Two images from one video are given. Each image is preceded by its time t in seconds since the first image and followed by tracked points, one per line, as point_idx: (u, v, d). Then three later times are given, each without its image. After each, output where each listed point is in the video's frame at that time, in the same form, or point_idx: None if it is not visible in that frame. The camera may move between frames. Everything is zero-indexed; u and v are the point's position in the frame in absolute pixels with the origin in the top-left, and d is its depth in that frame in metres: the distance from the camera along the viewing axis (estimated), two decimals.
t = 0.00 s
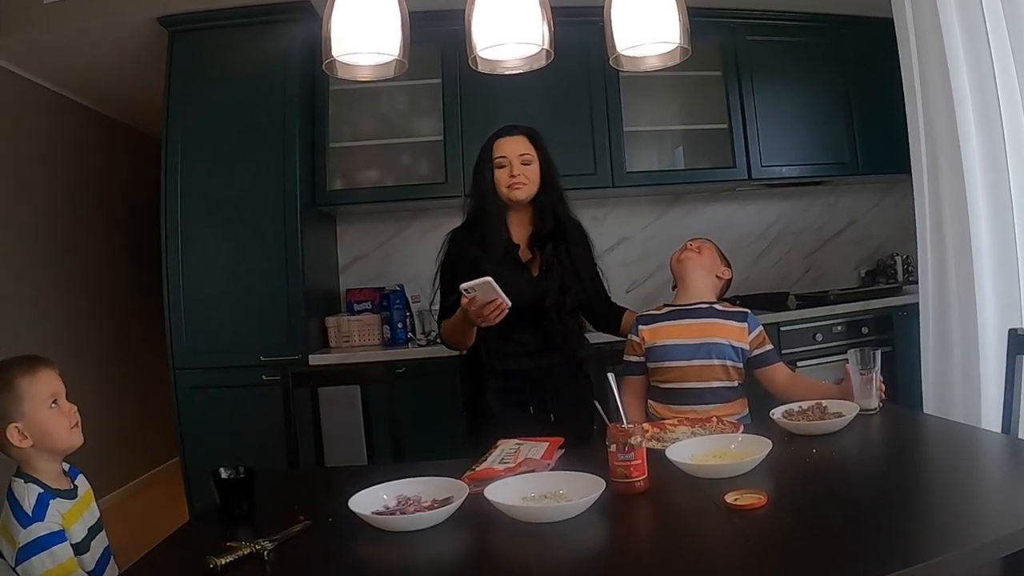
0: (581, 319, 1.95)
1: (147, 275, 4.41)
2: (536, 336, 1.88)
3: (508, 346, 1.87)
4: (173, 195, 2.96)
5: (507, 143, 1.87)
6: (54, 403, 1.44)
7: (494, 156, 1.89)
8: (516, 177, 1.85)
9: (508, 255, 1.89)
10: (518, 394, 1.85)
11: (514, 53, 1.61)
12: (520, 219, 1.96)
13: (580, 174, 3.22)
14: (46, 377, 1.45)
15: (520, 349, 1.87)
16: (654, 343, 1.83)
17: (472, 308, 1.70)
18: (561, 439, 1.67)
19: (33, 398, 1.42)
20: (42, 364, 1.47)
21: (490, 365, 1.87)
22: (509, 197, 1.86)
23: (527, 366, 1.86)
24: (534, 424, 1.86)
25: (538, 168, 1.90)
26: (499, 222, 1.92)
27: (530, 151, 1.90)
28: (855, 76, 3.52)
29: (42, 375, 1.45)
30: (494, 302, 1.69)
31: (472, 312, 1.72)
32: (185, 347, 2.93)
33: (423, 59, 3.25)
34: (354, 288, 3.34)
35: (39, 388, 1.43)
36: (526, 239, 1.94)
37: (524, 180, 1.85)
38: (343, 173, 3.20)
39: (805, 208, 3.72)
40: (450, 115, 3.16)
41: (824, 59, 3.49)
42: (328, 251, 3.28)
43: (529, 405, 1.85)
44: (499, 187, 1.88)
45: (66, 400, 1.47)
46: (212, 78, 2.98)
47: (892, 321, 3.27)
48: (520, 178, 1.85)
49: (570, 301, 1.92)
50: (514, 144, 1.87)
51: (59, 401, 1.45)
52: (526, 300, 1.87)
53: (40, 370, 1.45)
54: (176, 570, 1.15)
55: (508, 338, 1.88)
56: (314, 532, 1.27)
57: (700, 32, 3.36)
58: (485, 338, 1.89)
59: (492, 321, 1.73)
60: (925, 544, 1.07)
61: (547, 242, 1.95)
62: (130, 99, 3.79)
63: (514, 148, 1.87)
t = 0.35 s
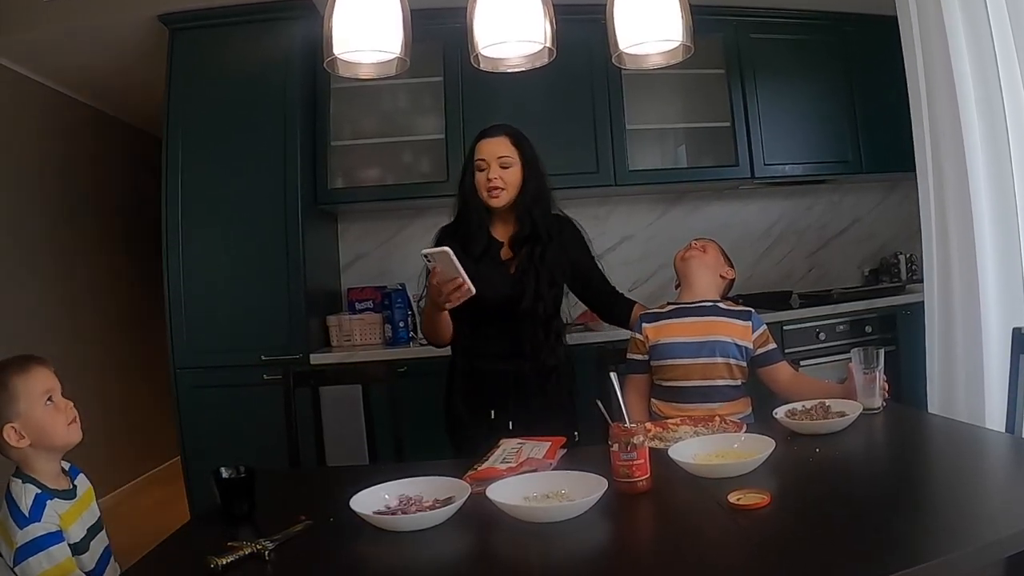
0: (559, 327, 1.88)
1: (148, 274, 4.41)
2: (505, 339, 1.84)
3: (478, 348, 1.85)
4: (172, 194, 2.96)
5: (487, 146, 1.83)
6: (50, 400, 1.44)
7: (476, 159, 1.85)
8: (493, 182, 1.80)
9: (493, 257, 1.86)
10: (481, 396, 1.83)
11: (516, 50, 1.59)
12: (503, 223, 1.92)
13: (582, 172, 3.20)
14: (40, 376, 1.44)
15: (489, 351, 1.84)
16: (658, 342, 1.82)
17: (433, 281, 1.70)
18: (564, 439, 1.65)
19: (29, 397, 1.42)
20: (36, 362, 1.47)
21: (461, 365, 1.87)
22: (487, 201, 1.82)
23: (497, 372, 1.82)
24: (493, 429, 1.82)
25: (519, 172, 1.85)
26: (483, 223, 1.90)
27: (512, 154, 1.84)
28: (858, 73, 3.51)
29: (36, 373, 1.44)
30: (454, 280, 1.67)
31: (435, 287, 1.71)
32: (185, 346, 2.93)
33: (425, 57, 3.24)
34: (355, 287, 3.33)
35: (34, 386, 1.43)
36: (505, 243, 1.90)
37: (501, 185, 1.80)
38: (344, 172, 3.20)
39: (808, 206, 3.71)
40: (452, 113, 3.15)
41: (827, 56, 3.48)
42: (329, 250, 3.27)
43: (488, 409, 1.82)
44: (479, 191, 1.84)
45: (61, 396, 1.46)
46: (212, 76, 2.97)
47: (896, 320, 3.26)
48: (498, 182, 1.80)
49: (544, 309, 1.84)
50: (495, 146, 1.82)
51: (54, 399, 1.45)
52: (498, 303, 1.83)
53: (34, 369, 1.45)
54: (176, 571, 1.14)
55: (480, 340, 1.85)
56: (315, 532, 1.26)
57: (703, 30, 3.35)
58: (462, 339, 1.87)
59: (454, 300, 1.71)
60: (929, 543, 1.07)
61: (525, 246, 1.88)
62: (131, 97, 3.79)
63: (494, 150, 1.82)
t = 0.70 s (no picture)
0: (555, 330, 1.86)
1: (149, 272, 4.41)
2: (500, 341, 1.83)
3: (474, 348, 1.84)
4: (173, 193, 2.95)
5: (484, 149, 1.82)
6: (34, 394, 1.41)
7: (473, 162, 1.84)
8: (489, 185, 1.80)
9: (490, 258, 1.85)
10: (476, 397, 1.83)
11: (518, 48, 1.59)
12: (501, 225, 1.91)
13: (584, 171, 3.19)
14: (17, 374, 1.41)
15: (484, 352, 1.84)
16: (662, 340, 1.81)
17: (427, 277, 1.70)
18: (565, 438, 1.64)
19: (12, 398, 1.39)
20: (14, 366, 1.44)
21: (456, 365, 1.86)
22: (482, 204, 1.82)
23: (492, 376, 1.81)
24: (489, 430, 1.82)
25: (516, 176, 1.84)
26: (480, 224, 1.89)
27: (509, 157, 1.83)
28: (862, 71, 3.50)
29: (13, 374, 1.41)
30: (447, 278, 1.66)
31: (429, 284, 1.71)
32: (186, 345, 2.92)
33: (427, 55, 3.23)
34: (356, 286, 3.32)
35: (14, 387, 1.40)
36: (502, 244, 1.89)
37: (497, 189, 1.80)
38: (346, 170, 3.19)
39: (811, 205, 3.70)
40: (454, 111, 3.14)
41: (830, 54, 3.47)
42: (330, 249, 3.26)
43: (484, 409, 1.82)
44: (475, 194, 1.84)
45: (46, 388, 1.43)
46: (213, 75, 2.97)
47: (900, 320, 3.25)
48: (494, 186, 1.80)
49: (539, 312, 1.82)
50: (491, 150, 1.82)
51: (39, 392, 1.42)
52: (493, 304, 1.82)
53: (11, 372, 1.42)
54: (176, 570, 1.14)
55: (476, 341, 1.85)
56: (316, 532, 1.26)
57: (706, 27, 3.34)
58: (459, 340, 1.86)
59: (447, 298, 1.70)
60: (933, 543, 1.06)
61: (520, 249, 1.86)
62: (132, 96, 3.78)
63: (491, 154, 1.82)
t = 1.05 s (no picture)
0: (556, 329, 1.86)
1: (150, 271, 4.40)
2: (501, 342, 1.82)
3: (475, 350, 1.83)
4: (174, 192, 2.95)
5: (483, 150, 1.81)
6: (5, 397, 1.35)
7: (471, 162, 1.83)
8: (488, 185, 1.79)
9: (489, 257, 1.84)
10: (478, 399, 1.82)
11: (520, 46, 1.58)
12: (500, 224, 1.90)
13: (586, 169, 3.18)
14: None
15: (486, 354, 1.83)
16: (668, 343, 1.80)
17: (430, 273, 1.69)
18: (568, 437, 1.63)
19: None
20: None
21: (458, 366, 1.85)
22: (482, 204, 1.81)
23: (495, 375, 1.81)
24: (491, 431, 1.82)
25: (515, 175, 1.83)
26: (480, 222, 1.88)
27: (507, 157, 1.82)
28: (865, 68, 3.48)
29: None
30: (450, 272, 1.66)
31: (431, 280, 1.70)
32: (187, 344, 2.92)
33: (429, 53, 3.22)
34: (358, 285, 3.32)
35: None
36: (501, 241, 1.88)
37: (496, 189, 1.79)
38: (347, 169, 3.19)
39: (814, 203, 3.69)
40: (456, 109, 3.13)
41: (834, 51, 3.46)
42: (331, 248, 3.26)
43: (486, 411, 1.82)
44: (474, 194, 1.83)
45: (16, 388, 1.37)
46: (214, 73, 2.96)
47: (903, 319, 3.24)
48: (493, 186, 1.79)
49: (541, 312, 1.82)
50: (491, 150, 1.80)
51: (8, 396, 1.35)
52: (494, 305, 1.81)
53: None
54: (176, 571, 1.13)
55: (477, 342, 1.84)
56: (317, 532, 1.25)
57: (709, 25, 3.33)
58: (461, 340, 1.85)
59: (449, 293, 1.70)
60: (937, 543, 1.05)
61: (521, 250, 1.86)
62: (132, 94, 3.77)
63: (491, 154, 1.80)
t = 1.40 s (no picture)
0: (562, 328, 1.86)
1: (150, 270, 4.40)
2: (506, 340, 1.81)
3: (480, 348, 1.82)
4: (174, 190, 2.94)
5: (486, 149, 1.80)
6: None
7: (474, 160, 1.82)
8: (491, 184, 1.78)
9: (492, 255, 1.83)
10: (482, 397, 1.81)
11: (523, 44, 1.57)
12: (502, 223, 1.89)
13: (588, 167, 3.17)
14: None
15: (490, 352, 1.82)
16: (677, 352, 1.77)
17: (436, 269, 1.68)
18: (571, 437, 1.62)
19: None
20: None
21: (462, 364, 1.84)
22: (484, 203, 1.80)
23: (501, 372, 1.80)
24: (495, 430, 1.80)
25: (517, 173, 1.83)
26: (481, 221, 1.87)
27: (510, 156, 1.81)
28: (867, 66, 3.47)
29: None
30: (456, 268, 1.66)
31: (436, 276, 1.69)
32: (187, 343, 2.92)
33: (430, 51, 3.22)
34: (359, 284, 3.32)
35: None
36: (505, 238, 1.86)
37: (499, 187, 1.78)
38: (348, 167, 3.18)
39: (818, 202, 3.68)
40: (458, 107, 3.12)
41: (836, 49, 3.44)
42: (333, 246, 3.25)
43: (490, 409, 1.80)
44: (477, 193, 1.82)
45: None
46: (216, 71, 2.96)
47: (907, 318, 3.23)
48: (496, 184, 1.78)
49: (546, 311, 1.82)
50: (492, 148, 1.80)
51: None
52: (499, 303, 1.80)
53: None
54: (176, 571, 1.13)
55: (481, 340, 1.83)
56: (318, 532, 1.24)
57: (712, 23, 3.32)
58: (464, 338, 1.84)
59: (456, 289, 1.69)
60: (942, 542, 1.05)
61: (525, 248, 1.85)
62: (133, 92, 3.77)
63: (492, 153, 1.80)
